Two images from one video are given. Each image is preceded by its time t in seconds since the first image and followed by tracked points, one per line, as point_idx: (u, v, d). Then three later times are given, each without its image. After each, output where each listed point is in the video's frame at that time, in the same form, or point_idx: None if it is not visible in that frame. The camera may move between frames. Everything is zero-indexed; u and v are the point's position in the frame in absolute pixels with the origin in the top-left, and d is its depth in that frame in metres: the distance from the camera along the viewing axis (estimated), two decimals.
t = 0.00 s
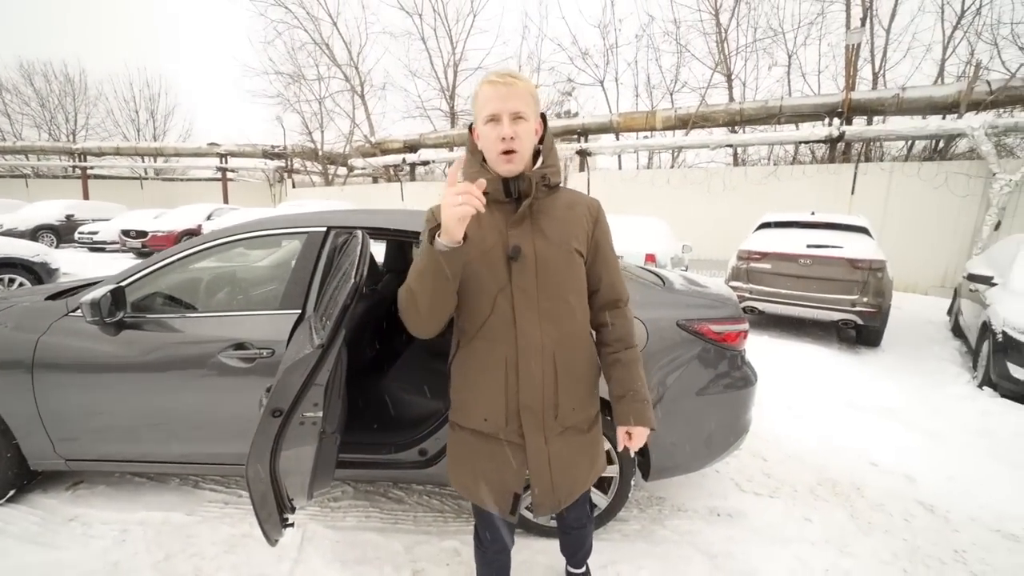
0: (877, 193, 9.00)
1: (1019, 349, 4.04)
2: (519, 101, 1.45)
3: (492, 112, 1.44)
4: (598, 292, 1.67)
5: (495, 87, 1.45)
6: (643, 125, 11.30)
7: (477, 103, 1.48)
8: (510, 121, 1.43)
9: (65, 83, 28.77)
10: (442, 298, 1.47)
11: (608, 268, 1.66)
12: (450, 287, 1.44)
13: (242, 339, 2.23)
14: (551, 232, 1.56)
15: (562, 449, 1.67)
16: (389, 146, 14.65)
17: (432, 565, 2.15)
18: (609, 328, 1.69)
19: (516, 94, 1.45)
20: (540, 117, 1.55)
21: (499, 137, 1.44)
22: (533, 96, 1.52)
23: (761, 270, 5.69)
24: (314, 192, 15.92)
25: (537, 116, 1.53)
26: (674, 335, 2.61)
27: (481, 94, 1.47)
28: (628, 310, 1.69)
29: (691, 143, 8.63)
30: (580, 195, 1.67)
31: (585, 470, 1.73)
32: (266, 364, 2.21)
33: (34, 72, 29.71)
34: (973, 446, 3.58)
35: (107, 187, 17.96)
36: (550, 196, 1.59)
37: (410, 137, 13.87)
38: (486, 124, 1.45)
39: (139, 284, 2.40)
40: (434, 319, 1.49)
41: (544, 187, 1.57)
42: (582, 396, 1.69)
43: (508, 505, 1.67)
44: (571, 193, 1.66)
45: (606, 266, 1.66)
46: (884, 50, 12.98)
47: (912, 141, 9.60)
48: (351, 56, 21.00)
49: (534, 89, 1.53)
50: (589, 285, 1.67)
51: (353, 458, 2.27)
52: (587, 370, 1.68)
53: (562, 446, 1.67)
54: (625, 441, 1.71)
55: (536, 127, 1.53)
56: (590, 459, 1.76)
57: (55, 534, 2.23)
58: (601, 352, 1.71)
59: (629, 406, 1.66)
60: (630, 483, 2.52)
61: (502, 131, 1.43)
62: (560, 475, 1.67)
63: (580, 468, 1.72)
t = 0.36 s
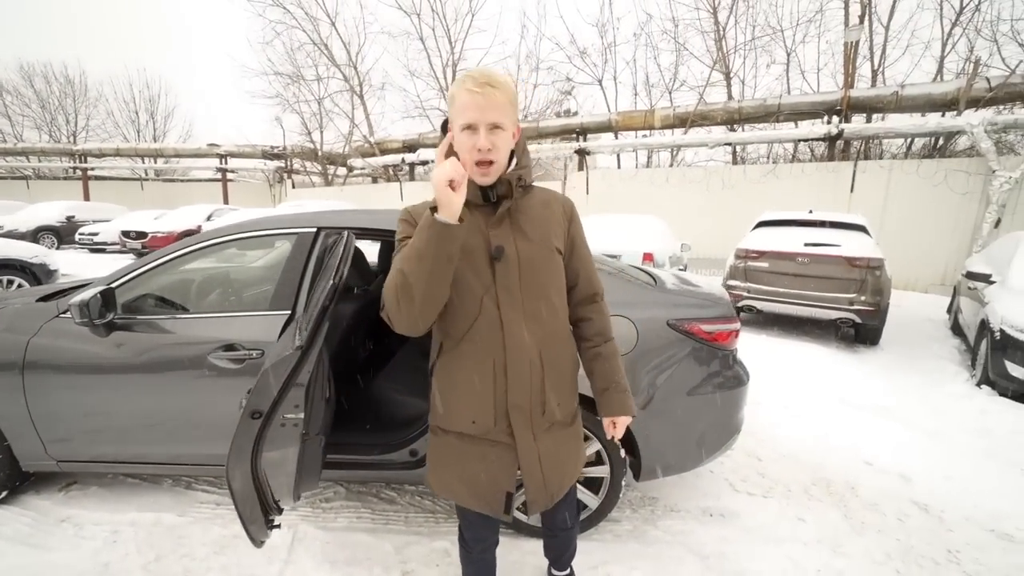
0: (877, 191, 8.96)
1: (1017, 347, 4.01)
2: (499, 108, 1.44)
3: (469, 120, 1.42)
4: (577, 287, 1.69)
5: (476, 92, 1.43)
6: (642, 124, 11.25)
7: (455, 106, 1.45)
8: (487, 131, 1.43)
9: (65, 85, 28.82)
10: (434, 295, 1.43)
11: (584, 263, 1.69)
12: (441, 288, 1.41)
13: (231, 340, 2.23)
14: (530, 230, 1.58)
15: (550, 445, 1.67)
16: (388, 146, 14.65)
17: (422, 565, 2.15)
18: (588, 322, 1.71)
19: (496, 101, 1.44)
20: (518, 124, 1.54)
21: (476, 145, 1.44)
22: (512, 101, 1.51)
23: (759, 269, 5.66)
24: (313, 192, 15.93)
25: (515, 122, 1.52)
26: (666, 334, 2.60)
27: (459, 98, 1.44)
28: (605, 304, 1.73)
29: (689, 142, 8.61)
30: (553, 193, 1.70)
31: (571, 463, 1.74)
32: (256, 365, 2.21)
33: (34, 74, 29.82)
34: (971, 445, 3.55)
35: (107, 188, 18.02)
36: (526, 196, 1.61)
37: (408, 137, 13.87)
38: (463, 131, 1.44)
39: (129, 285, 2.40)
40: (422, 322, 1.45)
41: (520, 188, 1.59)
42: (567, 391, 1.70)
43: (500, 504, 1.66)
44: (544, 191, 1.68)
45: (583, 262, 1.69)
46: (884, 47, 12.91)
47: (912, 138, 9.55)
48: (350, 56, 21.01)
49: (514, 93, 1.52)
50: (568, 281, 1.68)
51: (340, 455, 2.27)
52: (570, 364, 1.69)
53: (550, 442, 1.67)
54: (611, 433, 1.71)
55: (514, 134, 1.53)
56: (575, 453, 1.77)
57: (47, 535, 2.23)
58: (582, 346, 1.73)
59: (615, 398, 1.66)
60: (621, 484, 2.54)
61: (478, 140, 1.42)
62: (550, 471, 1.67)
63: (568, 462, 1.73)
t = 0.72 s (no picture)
0: (917, 187, 8.61)
1: None
2: (492, 112, 1.48)
3: (463, 121, 1.45)
4: (569, 287, 1.74)
5: (470, 95, 1.46)
6: (666, 121, 11.06)
7: (448, 108, 1.49)
8: (480, 133, 1.46)
9: (109, 96, 30.19)
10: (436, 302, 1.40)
11: (573, 264, 1.74)
12: (443, 297, 1.38)
13: (248, 339, 2.33)
14: (523, 234, 1.62)
15: (550, 443, 1.68)
16: (413, 148, 14.83)
17: (431, 563, 2.19)
18: (580, 322, 1.75)
19: (490, 104, 1.48)
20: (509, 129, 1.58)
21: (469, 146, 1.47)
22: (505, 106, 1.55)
23: (787, 269, 5.49)
24: (342, 195, 16.26)
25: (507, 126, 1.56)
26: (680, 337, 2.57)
27: (453, 100, 1.47)
28: (594, 304, 1.78)
29: (715, 139, 8.44)
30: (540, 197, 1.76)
31: (571, 461, 1.76)
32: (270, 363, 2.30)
33: (82, 85, 31.33)
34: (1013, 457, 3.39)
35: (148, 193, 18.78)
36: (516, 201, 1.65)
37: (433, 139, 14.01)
38: (456, 132, 1.47)
39: (156, 286, 2.53)
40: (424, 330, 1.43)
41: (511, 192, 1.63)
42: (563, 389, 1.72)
43: (504, 505, 1.65)
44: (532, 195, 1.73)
45: (572, 263, 1.74)
46: (924, 36, 12.38)
47: (955, 131, 9.13)
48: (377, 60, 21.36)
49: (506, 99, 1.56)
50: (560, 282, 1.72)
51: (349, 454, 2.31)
52: (565, 363, 1.72)
53: (549, 440, 1.69)
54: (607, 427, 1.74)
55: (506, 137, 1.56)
56: (573, 450, 1.79)
57: (82, 521, 2.37)
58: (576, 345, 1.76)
59: (611, 393, 1.70)
60: (631, 489, 2.51)
61: (471, 142, 1.46)
62: (552, 470, 1.68)
63: (568, 460, 1.75)
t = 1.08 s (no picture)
0: (982, 181, 8.05)
1: None
2: (500, 103, 1.49)
3: (473, 111, 1.46)
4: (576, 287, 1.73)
5: (478, 86, 1.48)
6: (704, 116, 10.76)
7: (456, 101, 1.50)
8: (491, 121, 1.46)
9: (168, 105, 32.00)
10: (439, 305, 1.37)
11: (580, 263, 1.73)
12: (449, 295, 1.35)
13: (277, 335, 2.45)
14: (531, 233, 1.61)
15: (558, 444, 1.67)
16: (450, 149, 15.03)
17: (446, 557, 2.22)
18: (586, 322, 1.75)
19: (498, 95, 1.49)
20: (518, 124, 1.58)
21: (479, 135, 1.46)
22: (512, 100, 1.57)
23: (831, 269, 5.05)
24: (381, 195, 16.67)
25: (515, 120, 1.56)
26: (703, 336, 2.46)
27: (462, 92, 1.49)
28: (602, 304, 1.77)
29: (756, 133, 8.15)
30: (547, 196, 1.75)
31: (579, 460, 1.75)
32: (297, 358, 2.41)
33: (145, 96, 33.39)
34: None
35: (203, 196, 19.84)
36: (524, 199, 1.65)
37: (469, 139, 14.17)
38: (465, 123, 1.47)
39: (196, 284, 2.69)
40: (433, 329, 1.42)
41: (519, 188, 1.63)
42: (571, 389, 1.71)
43: (512, 506, 1.65)
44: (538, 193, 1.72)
45: (579, 261, 1.73)
46: (993, 17, 11.51)
47: None
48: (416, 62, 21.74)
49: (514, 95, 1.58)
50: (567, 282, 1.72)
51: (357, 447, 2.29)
52: (572, 362, 1.72)
53: (558, 440, 1.68)
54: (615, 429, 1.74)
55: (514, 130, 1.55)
56: (582, 451, 1.78)
57: (127, 503, 2.54)
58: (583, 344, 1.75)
59: (619, 394, 1.70)
60: (650, 492, 2.39)
61: (482, 129, 1.45)
62: (560, 470, 1.67)
63: (575, 461, 1.74)
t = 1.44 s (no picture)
0: None
1: None
2: (504, 96, 1.48)
3: (477, 105, 1.46)
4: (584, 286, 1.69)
5: (481, 80, 1.47)
6: (734, 114, 10.52)
7: (462, 96, 1.50)
8: (496, 114, 1.45)
9: (206, 110, 33.13)
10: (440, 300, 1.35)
11: (587, 260, 1.70)
12: (453, 289, 1.34)
13: (296, 333, 2.50)
14: (538, 229, 1.58)
15: (566, 444, 1.63)
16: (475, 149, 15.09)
17: (459, 557, 2.23)
18: (595, 322, 1.72)
19: (501, 88, 1.48)
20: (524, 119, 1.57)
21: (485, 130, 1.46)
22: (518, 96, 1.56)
23: (865, 270, 4.81)
24: (407, 196, 16.86)
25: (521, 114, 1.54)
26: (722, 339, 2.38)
27: (466, 88, 1.49)
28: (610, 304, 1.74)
29: (788, 129, 7.92)
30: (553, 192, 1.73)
31: (589, 462, 1.70)
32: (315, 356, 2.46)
33: (184, 100, 34.62)
34: None
35: (237, 197, 20.45)
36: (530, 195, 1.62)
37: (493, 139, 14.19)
38: (471, 117, 1.46)
39: (221, 282, 2.77)
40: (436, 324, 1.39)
41: (526, 184, 1.61)
42: (578, 388, 1.67)
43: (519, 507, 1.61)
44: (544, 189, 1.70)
45: (586, 258, 1.70)
46: None
47: None
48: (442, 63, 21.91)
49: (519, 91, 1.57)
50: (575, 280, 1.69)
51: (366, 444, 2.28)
52: (580, 361, 1.68)
53: (565, 440, 1.63)
54: (622, 432, 1.70)
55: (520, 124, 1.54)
56: (590, 451, 1.74)
57: (155, 492, 2.64)
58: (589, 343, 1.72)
59: (627, 396, 1.66)
60: (665, 499, 2.32)
61: (488, 123, 1.44)
62: (569, 472, 1.63)
63: (584, 463, 1.69)
